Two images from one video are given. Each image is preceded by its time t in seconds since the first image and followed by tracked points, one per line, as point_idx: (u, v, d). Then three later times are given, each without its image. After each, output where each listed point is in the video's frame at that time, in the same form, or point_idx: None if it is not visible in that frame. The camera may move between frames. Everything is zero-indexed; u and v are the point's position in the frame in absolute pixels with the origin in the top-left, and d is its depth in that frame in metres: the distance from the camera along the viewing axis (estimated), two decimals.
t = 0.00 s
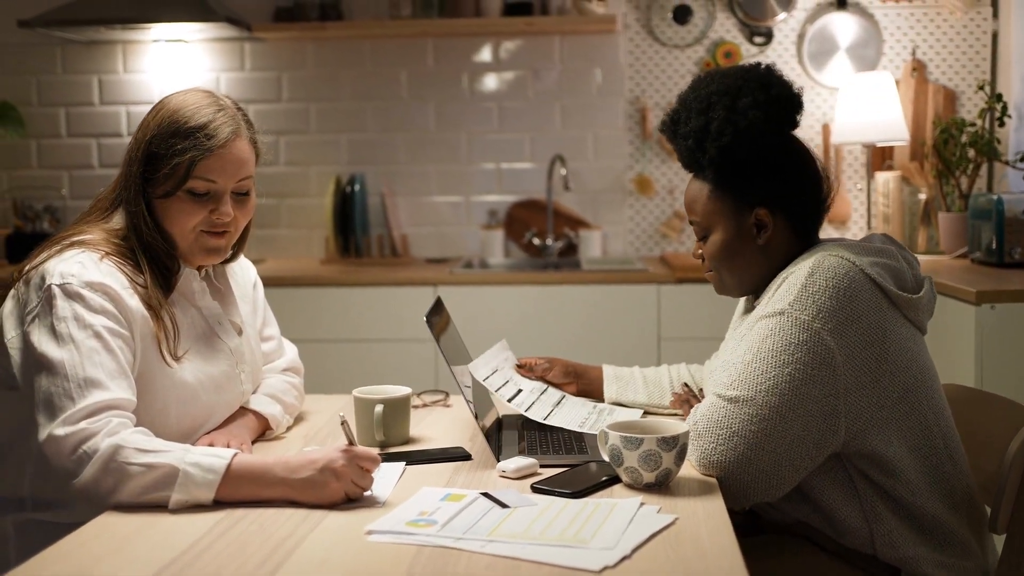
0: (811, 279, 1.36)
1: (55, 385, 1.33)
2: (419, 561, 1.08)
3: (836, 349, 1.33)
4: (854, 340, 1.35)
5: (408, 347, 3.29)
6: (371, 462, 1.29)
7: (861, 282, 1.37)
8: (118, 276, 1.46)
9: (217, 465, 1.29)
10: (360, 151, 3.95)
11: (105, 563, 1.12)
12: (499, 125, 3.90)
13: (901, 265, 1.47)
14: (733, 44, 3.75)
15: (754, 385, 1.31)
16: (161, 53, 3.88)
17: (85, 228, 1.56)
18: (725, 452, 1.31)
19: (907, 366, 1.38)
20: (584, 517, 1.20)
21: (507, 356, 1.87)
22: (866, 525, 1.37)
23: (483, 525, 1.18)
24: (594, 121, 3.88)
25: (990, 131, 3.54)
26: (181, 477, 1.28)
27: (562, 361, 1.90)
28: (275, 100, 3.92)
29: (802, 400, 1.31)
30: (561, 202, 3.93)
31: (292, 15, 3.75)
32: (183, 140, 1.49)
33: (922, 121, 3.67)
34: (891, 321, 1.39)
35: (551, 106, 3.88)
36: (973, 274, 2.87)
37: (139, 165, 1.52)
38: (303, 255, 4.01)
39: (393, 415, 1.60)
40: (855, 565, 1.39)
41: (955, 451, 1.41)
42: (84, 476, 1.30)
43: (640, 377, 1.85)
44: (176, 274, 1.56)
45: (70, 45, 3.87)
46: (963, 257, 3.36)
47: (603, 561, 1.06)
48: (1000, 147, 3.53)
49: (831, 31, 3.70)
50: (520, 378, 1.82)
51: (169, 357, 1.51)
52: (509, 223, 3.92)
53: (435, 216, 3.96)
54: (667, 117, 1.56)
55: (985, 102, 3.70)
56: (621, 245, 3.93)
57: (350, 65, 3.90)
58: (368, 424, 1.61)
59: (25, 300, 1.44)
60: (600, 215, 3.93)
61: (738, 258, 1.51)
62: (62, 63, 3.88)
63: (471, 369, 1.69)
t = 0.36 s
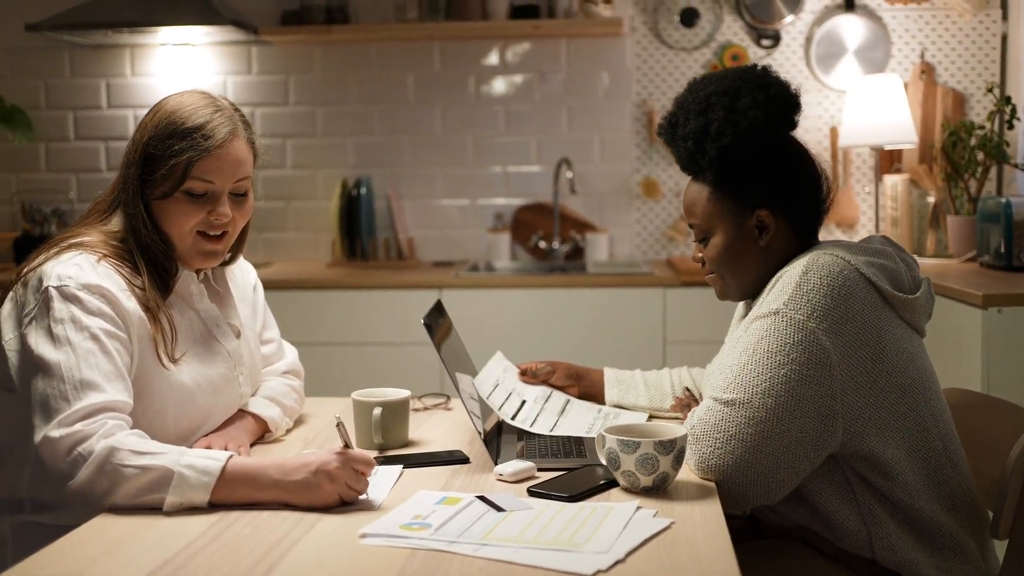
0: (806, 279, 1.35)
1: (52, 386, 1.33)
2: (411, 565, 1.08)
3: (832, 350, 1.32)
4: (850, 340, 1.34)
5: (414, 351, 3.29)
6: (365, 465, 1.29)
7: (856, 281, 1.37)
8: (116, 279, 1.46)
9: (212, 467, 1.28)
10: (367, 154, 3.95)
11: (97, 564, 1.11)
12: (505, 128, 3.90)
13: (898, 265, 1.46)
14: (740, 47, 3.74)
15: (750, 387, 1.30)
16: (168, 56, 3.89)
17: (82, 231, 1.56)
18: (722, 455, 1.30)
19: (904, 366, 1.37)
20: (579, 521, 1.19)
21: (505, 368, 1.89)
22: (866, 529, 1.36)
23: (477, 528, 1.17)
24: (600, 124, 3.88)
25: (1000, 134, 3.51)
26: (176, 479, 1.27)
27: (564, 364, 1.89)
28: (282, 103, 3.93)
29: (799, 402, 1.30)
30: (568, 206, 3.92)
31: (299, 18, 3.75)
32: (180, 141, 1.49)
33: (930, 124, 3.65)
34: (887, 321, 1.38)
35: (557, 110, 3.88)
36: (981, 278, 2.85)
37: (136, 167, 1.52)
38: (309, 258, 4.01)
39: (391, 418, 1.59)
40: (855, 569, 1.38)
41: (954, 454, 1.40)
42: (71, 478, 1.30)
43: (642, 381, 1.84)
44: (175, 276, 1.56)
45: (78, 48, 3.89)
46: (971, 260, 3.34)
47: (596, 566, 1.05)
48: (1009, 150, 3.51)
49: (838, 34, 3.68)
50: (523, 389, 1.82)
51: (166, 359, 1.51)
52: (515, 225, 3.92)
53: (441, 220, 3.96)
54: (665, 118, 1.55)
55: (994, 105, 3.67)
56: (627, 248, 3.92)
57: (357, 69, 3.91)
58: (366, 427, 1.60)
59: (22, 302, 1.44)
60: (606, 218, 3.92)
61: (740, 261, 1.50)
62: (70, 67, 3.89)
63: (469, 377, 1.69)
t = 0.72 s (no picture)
0: (806, 280, 1.34)
1: (45, 386, 1.33)
2: (403, 567, 1.07)
3: (831, 352, 1.31)
4: (849, 342, 1.33)
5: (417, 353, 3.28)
6: (351, 435, 1.31)
7: (856, 283, 1.35)
8: (112, 281, 1.46)
9: (205, 469, 1.28)
10: (373, 157, 3.95)
11: (90, 563, 1.11)
12: (511, 130, 3.89)
13: (899, 267, 1.44)
14: (746, 49, 3.72)
15: (748, 389, 1.29)
16: (175, 59, 3.90)
17: (80, 231, 1.56)
18: (719, 458, 1.28)
19: (904, 369, 1.36)
20: (574, 523, 1.18)
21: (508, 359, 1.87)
22: (864, 533, 1.34)
23: (471, 531, 1.16)
24: (606, 126, 3.87)
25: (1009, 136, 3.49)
26: (168, 483, 1.26)
27: (564, 366, 1.88)
28: (288, 106, 3.93)
29: (797, 404, 1.29)
30: (574, 208, 3.91)
31: (305, 20, 3.76)
32: (182, 142, 1.49)
33: (938, 126, 3.63)
34: (887, 323, 1.36)
35: (563, 112, 3.87)
36: (988, 280, 2.83)
37: (137, 167, 1.52)
38: (315, 260, 4.01)
39: (388, 420, 1.59)
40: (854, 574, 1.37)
41: (955, 458, 1.38)
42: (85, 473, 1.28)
43: (643, 383, 1.83)
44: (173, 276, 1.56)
45: (85, 51, 3.90)
46: (979, 263, 3.31)
47: (588, 570, 1.04)
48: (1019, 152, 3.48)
49: (846, 35, 3.66)
50: (523, 386, 1.82)
51: (162, 360, 1.50)
52: (521, 228, 3.91)
53: (447, 222, 3.95)
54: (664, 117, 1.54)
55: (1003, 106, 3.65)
56: (634, 250, 3.90)
57: (363, 71, 3.91)
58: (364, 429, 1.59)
59: (20, 304, 1.45)
60: (612, 220, 3.91)
61: (736, 262, 1.49)
62: (78, 70, 3.90)
63: (468, 375, 1.68)
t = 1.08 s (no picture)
0: (806, 283, 1.32)
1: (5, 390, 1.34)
2: (395, 571, 1.06)
3: (832, 355, 1.29)
4: (850, 345, 1.31)
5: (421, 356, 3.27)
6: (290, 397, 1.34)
7: (858, 285, 1.33)
8: (96, 287, 1.48)
9: (151, 448, 1.30)
10: (378, 159, 3.95)
11: (81, 565, 1.10)
12: (516, 133, 3.88)
13: (901, 269, 1.42)
14: (753, 51, 3.70)
15: (748, 393, 1.27)
16: (181, 61, 3.90)
17: (76, 236, 1.58)
18: (718, 463, 1.27)
19: (906, 373, 1.34)
20: (570, 527, 1.17)
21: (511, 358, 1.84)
22: (866, 539, 1.33)
23: (465, 534, 1.15)
24: (612, 129, 3.85)
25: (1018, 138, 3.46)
26: (120, 465, 1.27)
27: (565, 367, 1.86)
28: (294, 108, 3.94)
29: (798, 409, 1.27)
30: (580, 211, 3.90)
31: (311, 22, 3.76)
32: (194, 151, 1.48)
33: (947, 127, 3.60)
34: (889, 327, 1.34)
35: (569, 114, 3.85)
36: (997, 283, 2.80)
37: (148, 175, 1.51)
38: (320, 263, 4.00)
39: (387, 423, 1.57)
40: None
41: (958, 463, 1.36)
42: (29, 476, 1.29)
43: (645, 387, 1.81)
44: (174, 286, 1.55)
45: (91, 54, 3.90)
46: (988, 266, 3.28)
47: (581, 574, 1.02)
48: None
49: (853, 37, 3.64)
50: (523, 385, 1.80)
51: (153, 368, 1.50)
52: (527, 230, 3.90)
53: (453, 225, 3.95)
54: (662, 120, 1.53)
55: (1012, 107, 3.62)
56: (640, 253, 3.89)
57: (368, 74, 3.91)
58: (362, 431, 1.58)
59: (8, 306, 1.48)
60: (618, 222, 3.89)
61: (735, 267, 1.48)
62: (84, 73, 3.91)
63: (464, 371, 1.66)
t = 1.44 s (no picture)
0: (807, 284, 1.30)
1: None
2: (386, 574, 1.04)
3: (833, 358, 1.27)
4: (852, 348, 1.29)
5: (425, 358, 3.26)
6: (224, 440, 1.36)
7: (859, 287, 1.31)
8: (77, 287, 1.52)
9: (68, 463, 1.35)
10: (384, 161, 3.94)
11: (74, 565, 1.09)
12: (522, 134, 3.87)
13: (905, 271, 1.40)
14: (759, 51, 3.67)
15: (747, 396, 1.26)
16: (186, 62, 3.92)
17: (61, 234, 1.63)
18: (717, 466, 1.25)
19: (909, 376, 1.31)
20: (564, 531, 1.15)
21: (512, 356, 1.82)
22: (867, 544, 1.31)
23: (458, 539, 1.14)
24: (617, 130, 3.83)
25: None
26: (40, 483, 1.34)
27: (566, 369, 1.84)
28: (299, 110, 3.94)
29: (798, 412, 1.25)
30: (585, 212, 3.88)
31: (316, 23, 3.75)
32: (166, 138, 1.56)
33: (955, 128, 3.58)
34: (892, 329, 1.32)
35: (575, 115, 3.84)
36: (1005, 285, 2.78)
37: (122, 164, 1.58)
38: (326, 264, 4.00)
39: (384, 425, 1.56)
40: None
41: (962, 467, 1.34)
42: None
43: (646, 389, 1.79)
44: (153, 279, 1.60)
45: (97, 56, 3.91)
46: (997, 268, 3.25)
47: None
48: None
49: (860, 37, 3.61)
50: (520, 382, 1.77)
51: (135, 363, 1.54)
52: (533, 232, 3.87)
53: (459, 227, 3.93)
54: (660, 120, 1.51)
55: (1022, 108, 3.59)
56: (646, 255, 3.86)
57: (373, 76, 3.90)
58: (359, 434, 1.56)
59: None
60: (624, 224, 3.87)
61: (734, 269, 1.46)
62: (89, 74, 3.91)
63: (460, 369, 1.63)
